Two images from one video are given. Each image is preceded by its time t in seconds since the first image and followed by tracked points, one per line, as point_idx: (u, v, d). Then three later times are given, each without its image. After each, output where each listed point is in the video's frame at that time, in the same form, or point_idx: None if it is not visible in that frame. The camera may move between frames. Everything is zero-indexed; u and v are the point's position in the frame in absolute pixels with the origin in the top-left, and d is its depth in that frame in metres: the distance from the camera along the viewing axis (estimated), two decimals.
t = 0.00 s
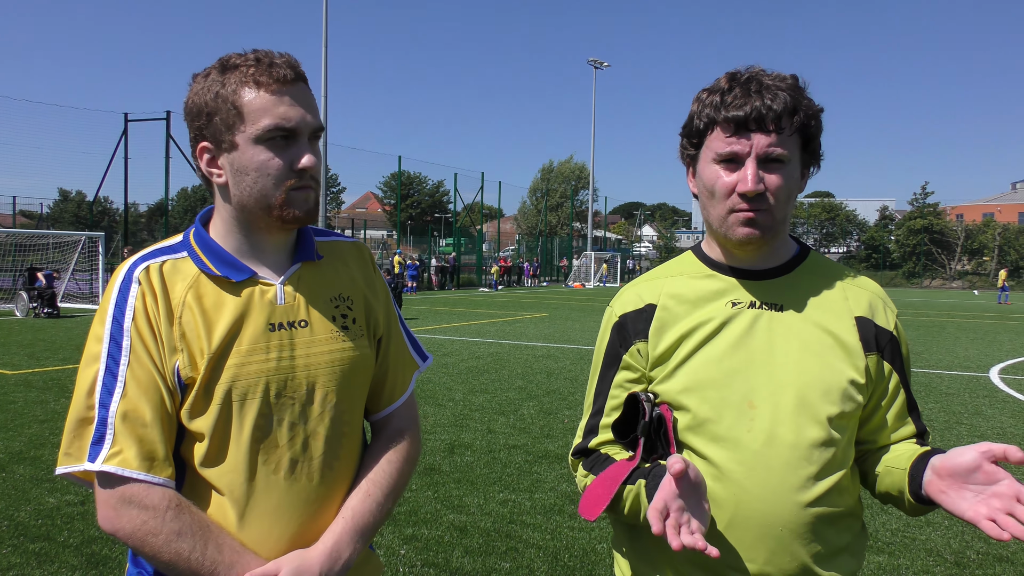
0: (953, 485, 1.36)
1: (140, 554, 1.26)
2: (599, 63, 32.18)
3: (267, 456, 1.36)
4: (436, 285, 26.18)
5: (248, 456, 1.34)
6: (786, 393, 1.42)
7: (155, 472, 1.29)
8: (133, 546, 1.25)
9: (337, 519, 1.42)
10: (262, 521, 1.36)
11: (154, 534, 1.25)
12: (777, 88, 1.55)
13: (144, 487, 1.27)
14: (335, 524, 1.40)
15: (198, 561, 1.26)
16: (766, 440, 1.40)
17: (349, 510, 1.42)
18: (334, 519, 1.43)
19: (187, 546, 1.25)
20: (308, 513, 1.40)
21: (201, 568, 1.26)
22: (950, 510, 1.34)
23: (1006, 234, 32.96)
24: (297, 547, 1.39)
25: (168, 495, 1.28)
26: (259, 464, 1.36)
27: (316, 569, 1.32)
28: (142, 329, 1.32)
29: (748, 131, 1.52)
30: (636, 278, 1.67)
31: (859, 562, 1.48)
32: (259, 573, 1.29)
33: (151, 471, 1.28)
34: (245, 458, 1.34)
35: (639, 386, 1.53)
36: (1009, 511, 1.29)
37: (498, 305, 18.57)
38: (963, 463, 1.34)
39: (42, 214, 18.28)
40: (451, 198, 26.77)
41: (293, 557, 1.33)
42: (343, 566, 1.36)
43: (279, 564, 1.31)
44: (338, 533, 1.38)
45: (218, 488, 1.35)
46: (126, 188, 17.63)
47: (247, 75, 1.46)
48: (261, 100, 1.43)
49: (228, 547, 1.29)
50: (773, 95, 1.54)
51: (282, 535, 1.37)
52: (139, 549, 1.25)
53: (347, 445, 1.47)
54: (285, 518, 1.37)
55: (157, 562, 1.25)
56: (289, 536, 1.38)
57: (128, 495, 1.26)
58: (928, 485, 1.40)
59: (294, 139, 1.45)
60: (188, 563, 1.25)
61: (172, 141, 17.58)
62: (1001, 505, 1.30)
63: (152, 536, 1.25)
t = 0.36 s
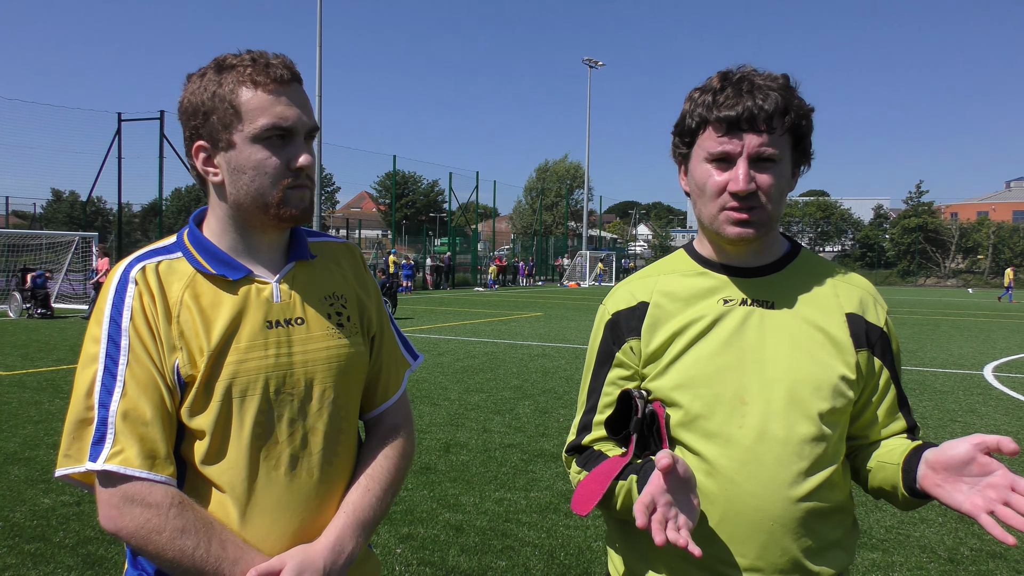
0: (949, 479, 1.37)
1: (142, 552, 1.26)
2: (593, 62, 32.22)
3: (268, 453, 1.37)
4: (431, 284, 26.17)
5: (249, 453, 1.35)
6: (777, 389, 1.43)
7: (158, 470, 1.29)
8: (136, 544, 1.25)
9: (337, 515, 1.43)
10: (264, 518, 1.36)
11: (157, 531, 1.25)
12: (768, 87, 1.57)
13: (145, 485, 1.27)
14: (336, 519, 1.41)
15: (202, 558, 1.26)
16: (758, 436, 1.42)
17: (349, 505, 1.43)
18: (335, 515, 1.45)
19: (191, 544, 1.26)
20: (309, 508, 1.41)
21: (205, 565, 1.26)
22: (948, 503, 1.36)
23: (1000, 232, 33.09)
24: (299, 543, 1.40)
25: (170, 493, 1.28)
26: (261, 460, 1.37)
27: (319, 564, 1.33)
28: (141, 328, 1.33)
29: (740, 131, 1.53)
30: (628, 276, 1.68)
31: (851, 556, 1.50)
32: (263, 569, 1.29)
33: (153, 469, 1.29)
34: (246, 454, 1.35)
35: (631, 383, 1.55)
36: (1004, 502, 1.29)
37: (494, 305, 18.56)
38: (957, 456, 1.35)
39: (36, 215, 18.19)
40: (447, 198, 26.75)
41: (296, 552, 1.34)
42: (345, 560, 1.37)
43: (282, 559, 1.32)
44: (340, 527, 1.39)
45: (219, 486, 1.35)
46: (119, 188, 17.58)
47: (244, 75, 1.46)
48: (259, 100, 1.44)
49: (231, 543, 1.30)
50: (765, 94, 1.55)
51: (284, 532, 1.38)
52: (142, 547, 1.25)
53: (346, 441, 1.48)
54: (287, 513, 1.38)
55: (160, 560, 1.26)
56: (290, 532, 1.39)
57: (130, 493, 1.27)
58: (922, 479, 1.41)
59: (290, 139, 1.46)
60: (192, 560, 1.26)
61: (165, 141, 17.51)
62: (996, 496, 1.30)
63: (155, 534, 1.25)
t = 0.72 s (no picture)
0: (900, 472, 1.42)
1: (142, 550, 1.26)
2: (586, 62, 32.28)
3: (267, 451, 1.38)
4: (425, 285, 26.16)
5: (248, 451, 1.36)
6: (767, 386, 1.45)
7: (157, 468, 1.29)
8: (135, 542, 1.26)
9: (336, 513, 1.44)
10: (262, 517, 1.37)
11: (157, 528, 1.26)
12: (755, 88, 1.58)
13: (145, 482, 1.28)
14: (335, 518, 1.42)
15: (201, 555, 1.27)
16: (748, 433, 1.43)
17: (348, 503, 1.44)
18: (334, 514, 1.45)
19: (190, 541, 1.26)
20: (308, 507, 1.42)
21: (204, 562, 1.27)
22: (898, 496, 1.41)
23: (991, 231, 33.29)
24: (297, 541, 1.40)
25: (169, 490, 1.29)
26: (260, 459, 1.37)
27: (318, 562, 1.34)
28: (141, 327, 1.33)
29: (728, 132, 1.55)
30: (620, 276, 1.70)
31: (840, 552, 1.51)
32: (262, 567, 1.30)
33: (153, 467, 1.29)
34: (245, 453, 1.36)
35: (623, 382, 1.56)
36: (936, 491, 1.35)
37: (488, 305, 18.58)
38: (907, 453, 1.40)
39: (27, 216, 18.10)
40: (441, 198, 26.72)
41: (295, 550, 1.34)
42: (343, 558, 1.38)
43: (282, 557, 1.32)
44: (339, 526, 1.40)
45: (219, 484, 1.36)
46: (111, 189, 17.50)
47: (246, 78, 1.47)
48: (259, 102, 1.45)
49: (230, 541, 1.31)
50: (752, 95, 1.57)
51: (283, 530, 1.39)
52: (141, 544, 1.25)
53: (344, 440, 1.49)
54: (286, 512, 1.39)
55: (159, 557, 1.26)
56: (289, 531, 1.39)
57: (130, 491, 1.27)
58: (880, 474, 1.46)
59: (288, 140, 1.46)
60: (191, 557, 1.26)
61: (157, 143, 17.44)
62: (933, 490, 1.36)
63: (154, 531, 1.26)
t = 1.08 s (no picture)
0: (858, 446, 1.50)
1: (139, 547, 1.27)
2: (582, 62, 32.31)
3: (265, 450, 1.39)
4: (421, 285, 26.15)
5: (246, 450, 1.37)
6: (756, 385, 1.46)
7: (155, 466, 1.30)
8: (134, 539, 1.27)
9: (334, 512, 1.45)
10: (260, 515, 1.38)
11: (154, 526, 1.26)
12: (744, 90, 1.60)
13: (143, 480, 1.29)
14: (333, 517, 1.43)
15: (198, 552, 1.28)
16: (738, 431, 1.45)
17: (346, 502, 1.45)
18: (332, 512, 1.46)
19: (187, 538, 1.27)
20: (305, 506, 1.43)
21: (201, 559, 1.28)
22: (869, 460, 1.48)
23: (986, 230, 33.43)
24: (295, 539, 1.42)
25: (168, 488, 1.30)
26: (257, 457, 1.38)
27: (315, 559, 1.35)
28: (140, 327, 1.34)
29: (716, 134, 1.56)
30: (613, 276, 1.71)
31: (829, 549, 1.53)
32: (260, 565, 1.31)
33: (151, 464, 1.30)
34: (243, 451, 1.37)
35: (615, 381, 1.58)
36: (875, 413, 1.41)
37: (485, 305, 18.58)
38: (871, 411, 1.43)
39: (22, 217, 18.05)
40: (436, 198, 26.69)
41: (293, 547, 1.35)
42: (340, 556, 1.39)
43: (279, 555, 1.34)
44: (337, 524, 1.41)
45: (217, 482, 1.37)
46: (106, 190, 17.45)
47: (244, 81, 1.48)
48: (257, 105, 1.46)
49: (227, 538, 1.32)
50: (740, 97, 1.59)
51: (281, 528, 1.40)
52: (139, 541, 1.26)
53: (341, 440, 1.50)
54: (283, 510, 1.40)
55: (157, 554, 1.27)
56: (287, 529, 1.41)
57: (128, 488, 1.28)
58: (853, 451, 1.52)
59: (285, 142, 1.47)
60: (188, 554, 1.27)
61: (153, 143, 17.40)
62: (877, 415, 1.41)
63: (152, 528, 1.26)
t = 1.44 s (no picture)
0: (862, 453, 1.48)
1: (142, 544, 1.29)
2: (582, 62, 32.31)
3: (266, 449, 1.41)
4: (421, 285, 26.17)
5: (247, 450, 1.39)
6: (752, 384, 1.48)
7: (158, 464, 1.32)
8: (136, 536, 1.28)
9: (335, 510, 1.46)
10: (261, 513, 1.40)
11: (156, 523, 1.28)
12: (738, 90, 1.62)
13: (145, 478, 1.30)
14: (333, 515, 1.45)
15: (199, 550, 1.29)
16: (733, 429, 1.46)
17: (347, 500, 1.47)
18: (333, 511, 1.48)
19: (189, 535, 1.29)
20: (305, 504, 1.44)
21: (202, 557, 1.29)
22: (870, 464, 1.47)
23: (987, 229, 33.40)
24: (296, 538, 1.43)
25: (170, 486, 1.31)
26: (259, 456, 1.40)
27: (316, 557, 1.36)
28: (143, 327, 1.36)
29: (710, 132, 1.58)
30: (609, 275, 1.73)
31: (824, 546, 1.55)
32: (261, 563, 1.33)
33: (154, 463, 1.32)
34: (244, 450, 1.39)
35: (612, 379, 1.59)
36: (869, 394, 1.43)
37: (485, 305, 18.60)
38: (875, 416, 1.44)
39: (23, 218, 18.10)
40: (437, 199, 26.68)
41: (293, 546, 1.37)
42: (340, 555, 1.40)
43: (280, 553, 1.35)
44: (337, 522, 1.43)
45: (219, 481, 1.39)
46: (107, 191, 17.47)
47: (247, 83, 1.50)
48: (259, 107, 1.48)
49: (229, 536, 1.33)
50: (734, 96, 1.60)
51: (281, 526, 1.42)
52: (141, 538, 1.28)
53: (342, 439, 1.52)
54: (284, 509, 1.42)
55: (159, 552, 1.29)
56: (288, 527, 1.42)
57: (131, 486, 1.30)
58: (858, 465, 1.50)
59: (287, 144, 1.49)
60: (190, 552, 1.29)
61: (153, 144, 17.41)
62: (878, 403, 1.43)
63: (154, 525, 1.28)
